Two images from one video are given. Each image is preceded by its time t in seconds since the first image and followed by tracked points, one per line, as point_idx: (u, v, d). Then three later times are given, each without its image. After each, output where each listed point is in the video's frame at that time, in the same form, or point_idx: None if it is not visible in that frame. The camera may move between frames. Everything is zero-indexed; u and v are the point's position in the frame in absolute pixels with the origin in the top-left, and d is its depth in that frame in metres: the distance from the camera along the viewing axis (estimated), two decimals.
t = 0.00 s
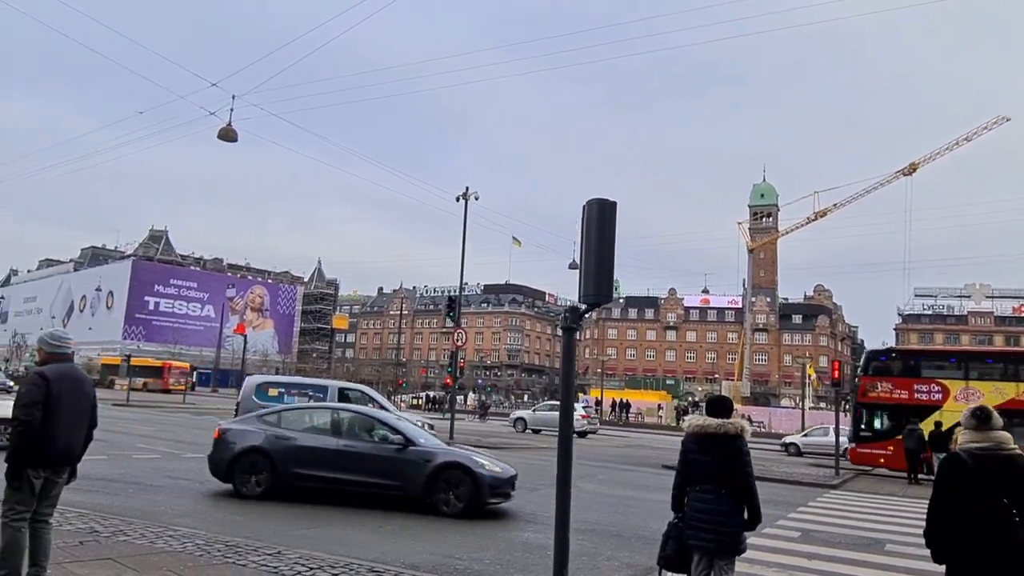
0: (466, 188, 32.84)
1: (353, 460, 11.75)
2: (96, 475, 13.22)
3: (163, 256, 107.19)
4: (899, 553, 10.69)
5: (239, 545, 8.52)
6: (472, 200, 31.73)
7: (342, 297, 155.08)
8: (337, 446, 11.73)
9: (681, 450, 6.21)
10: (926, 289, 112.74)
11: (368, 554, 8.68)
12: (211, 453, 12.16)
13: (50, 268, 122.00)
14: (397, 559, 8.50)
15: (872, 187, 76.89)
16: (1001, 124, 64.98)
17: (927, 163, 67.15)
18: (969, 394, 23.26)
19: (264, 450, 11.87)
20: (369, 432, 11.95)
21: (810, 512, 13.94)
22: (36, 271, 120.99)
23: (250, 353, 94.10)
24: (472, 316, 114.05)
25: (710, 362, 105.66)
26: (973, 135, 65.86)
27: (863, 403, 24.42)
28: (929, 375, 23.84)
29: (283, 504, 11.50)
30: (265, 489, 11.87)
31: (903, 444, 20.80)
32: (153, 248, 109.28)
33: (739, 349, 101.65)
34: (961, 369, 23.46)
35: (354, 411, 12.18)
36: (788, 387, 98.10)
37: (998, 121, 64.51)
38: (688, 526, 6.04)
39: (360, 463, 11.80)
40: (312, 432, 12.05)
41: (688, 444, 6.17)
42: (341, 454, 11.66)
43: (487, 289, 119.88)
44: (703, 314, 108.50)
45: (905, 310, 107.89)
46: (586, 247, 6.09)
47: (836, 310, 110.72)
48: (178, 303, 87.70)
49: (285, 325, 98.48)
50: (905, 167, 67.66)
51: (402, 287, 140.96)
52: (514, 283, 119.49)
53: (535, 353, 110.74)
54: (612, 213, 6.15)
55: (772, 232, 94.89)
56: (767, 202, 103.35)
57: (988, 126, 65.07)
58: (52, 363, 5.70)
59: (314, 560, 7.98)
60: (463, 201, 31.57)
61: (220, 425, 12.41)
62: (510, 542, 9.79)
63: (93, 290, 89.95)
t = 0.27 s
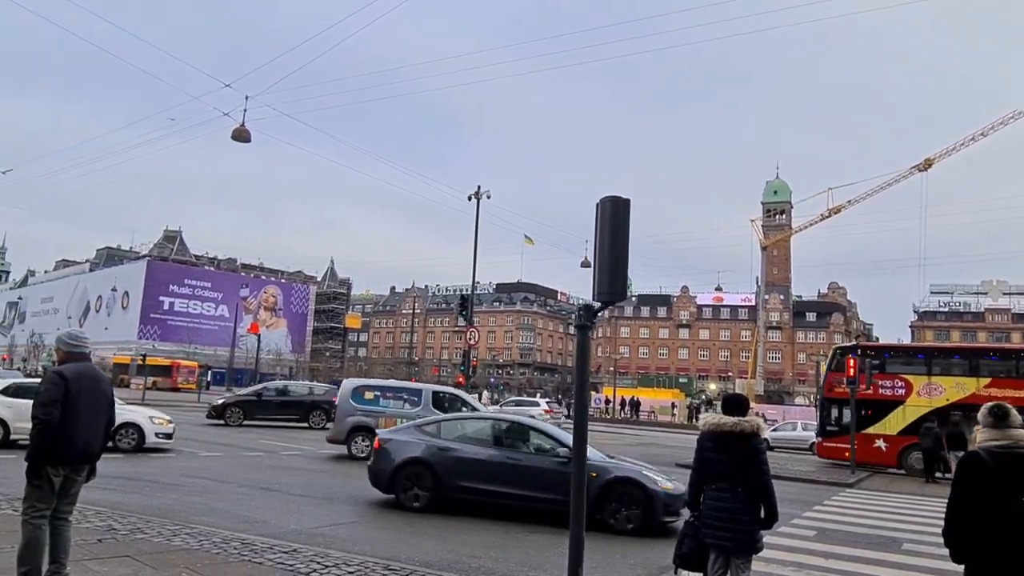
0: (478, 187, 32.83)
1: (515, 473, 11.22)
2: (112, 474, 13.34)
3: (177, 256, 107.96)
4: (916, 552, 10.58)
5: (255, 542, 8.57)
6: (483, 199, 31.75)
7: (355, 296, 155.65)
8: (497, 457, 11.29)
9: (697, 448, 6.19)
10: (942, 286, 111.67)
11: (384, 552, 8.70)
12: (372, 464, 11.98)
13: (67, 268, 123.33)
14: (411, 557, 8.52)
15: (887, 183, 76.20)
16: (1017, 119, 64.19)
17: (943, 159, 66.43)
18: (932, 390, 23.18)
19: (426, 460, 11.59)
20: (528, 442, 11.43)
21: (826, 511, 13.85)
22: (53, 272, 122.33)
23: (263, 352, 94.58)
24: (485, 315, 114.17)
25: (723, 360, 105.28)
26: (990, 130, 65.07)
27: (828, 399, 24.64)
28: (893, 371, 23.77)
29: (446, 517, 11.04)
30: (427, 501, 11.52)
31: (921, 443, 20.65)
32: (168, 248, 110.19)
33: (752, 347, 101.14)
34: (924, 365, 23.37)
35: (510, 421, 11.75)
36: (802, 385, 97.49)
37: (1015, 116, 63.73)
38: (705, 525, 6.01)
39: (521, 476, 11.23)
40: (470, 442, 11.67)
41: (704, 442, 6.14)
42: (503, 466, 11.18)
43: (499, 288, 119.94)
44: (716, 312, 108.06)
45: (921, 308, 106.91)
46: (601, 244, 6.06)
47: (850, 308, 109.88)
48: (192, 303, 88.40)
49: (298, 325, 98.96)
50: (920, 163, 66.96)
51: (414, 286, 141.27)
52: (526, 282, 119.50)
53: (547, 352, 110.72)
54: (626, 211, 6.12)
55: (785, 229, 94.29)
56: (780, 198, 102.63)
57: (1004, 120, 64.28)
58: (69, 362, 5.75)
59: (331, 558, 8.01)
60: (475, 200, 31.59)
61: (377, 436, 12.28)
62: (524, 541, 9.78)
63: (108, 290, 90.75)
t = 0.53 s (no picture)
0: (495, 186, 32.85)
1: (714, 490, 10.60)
2: (133, 472, 13.51)
3: (197, 257, 109.04)
4: (939, 553, 10.46)
5: (276, 540, 8.64)
6: (500, 200, 31.79)
7: (373, 296, 156.40)
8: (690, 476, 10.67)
9: (716, 447, 6.16)
10: (965, 284, 110.16)
11: (405, 551, 8.74)
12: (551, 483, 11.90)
13: (90, 270, 124.99)
14: (429, 556, 8.54)
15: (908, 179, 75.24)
16: None
17: (965, 155, 65.49)
18: (902, 386, 23.75)
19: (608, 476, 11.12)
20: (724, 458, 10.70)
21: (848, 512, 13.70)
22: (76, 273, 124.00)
23: (282, 352, 95.28)
24: (502, 314, 114.38)
25: (742, 359, 104.62)
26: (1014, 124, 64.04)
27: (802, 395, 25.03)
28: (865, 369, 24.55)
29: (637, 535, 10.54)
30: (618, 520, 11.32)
31: (943, 442, 20.42)
32: (188, 249, 111.30)
33: (771, 346, 100.43)
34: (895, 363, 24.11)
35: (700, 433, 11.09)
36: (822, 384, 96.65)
37: None
38: (724, 525, 5.97)
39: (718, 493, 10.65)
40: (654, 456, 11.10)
41: (723, 441, 6.11)
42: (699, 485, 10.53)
43: (516, 288, 120.03)
44: (734, 311, 107.40)
45: (943, 306, 105.53)
46: (619, 244, 6.04)
47: (871, 306, 108.74)
48: (212, 304, 89.25)
49: (316, 325, 99.68)
50: (942, 159, 66.04)
51: (431, 286, 141.63)
52: (542, 281, 119.52)
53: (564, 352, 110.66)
54: (645, 209, 6.11)
55: (804, 227, 93.46)
56: (799, 196, 101.81)
57: None
58: (93, 361, 5.82)
59: (349, 556, 8.03)
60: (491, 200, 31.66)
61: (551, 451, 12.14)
62: (543, 541, 9.77)
63: (129, 291, 91.84)
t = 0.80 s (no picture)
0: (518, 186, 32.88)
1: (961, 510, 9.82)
2: (164, 471, 13.71)
3: (224, 259, 110.50)
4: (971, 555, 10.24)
5: (301, 539, 8.74)
6: (522, 199, 31.82)
7: (397, 297, 157.27)
8: (931, 492, 9.96)
9: (739, 448, 6.11)
10: (997, 281, 107.89)
11: (427, 550, 8.79)
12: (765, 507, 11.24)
13: (119, 272, 127.17)
14: (452, 555, 8.56)
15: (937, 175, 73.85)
16: None
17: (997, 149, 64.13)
18: (880, 383, 24.13)
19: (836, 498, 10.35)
20: (957, 474, 10.18)
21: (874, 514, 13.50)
22: (106, 275, 126.19)
23: (307, 353, 96.18)
24: (524, 314, 114.48)
25: (767, 358, 103.54)
26: None
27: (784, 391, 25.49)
28: (844, 365, 24.93)
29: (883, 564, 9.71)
30: (847, 544, 10.19)
31: (976, 444, 20.09)
32: (214, 251, 112.72)
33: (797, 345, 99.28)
34: (876, 361, 24.54)
35: (920, 446, 10.51)
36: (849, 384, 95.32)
37: None
38: (748, 525, 5.92)
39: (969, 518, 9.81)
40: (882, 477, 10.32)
41: (747, 442, 6.05)
42: (945, 505, 9.81)
43: (538, 288, 120.03)
44: (759, 310, 106.29)
45: (974, 304, 103.46)
46: (640, 242, 6.01)
47: (900, 304, 106.98)
48: (238, 305, 90.31)
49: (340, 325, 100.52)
50: (973, 154, 64.75)
51: (454, 286, 141.92)
52: (565, 281, 119.44)
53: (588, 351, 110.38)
54: (666, 208, 6.06)
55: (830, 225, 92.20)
56: (825, 193, 100.46)
57: None
58: (120, 362, 5.91)
59: (372, 556, 8.08)
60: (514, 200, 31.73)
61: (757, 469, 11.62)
62: (566, 541, 9.76)
63: (157, 293, 93.35)
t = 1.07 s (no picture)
0: (545, 188, 32.87)
1: None
2: (197, 472, 13.95)
3: (255, 262, 112.06)
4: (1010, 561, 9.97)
5: (329, 539, 8.82)
6: (548, 201, 31.83)
7: (425, 299, 158.11)
8: None
9: (768, 451, 6.02)
10: None
11: (453, 551, 8.82)
12: None
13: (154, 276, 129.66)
14: (478, 556, 8.59)
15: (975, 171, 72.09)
16: None
17: None
18: (866, 383, 24.55)
19: None
20: None
21: (910, 518, 13.20)
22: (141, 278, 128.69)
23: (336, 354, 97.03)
24: (552, 316, 114.36)
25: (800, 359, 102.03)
26: None
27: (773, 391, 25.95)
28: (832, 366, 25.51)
29: None
30: None
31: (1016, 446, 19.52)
32: (246, 255, 114.30)
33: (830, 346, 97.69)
34: (862, 361, 25.06)
35: None
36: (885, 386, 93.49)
37: None
38: (777, 529, 5.83)
39: None
40: None
41: (776, 444, 5.96)
42: None
43: (566, 289, 119.82)
44: (791, 311, 104.82)
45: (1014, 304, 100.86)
46: (666, 243, 5.96)
47: (936, 304, 104.72)
48: (269, 307, 91.56)
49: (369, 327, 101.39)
50: (1012, 149, 63.15)
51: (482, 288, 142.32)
52: (593, 282, 119.14)
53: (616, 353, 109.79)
54: (692, 209, 6.02)
55: (863, 224, 90.63)
56: (859, 191, 98.75)
57: None
58: (153, 364, 6.02)
59: (399, 557, 8.13)
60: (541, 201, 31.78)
61: None
62: (593, 543, 9.73)
63: (191, 296, 95.01)
